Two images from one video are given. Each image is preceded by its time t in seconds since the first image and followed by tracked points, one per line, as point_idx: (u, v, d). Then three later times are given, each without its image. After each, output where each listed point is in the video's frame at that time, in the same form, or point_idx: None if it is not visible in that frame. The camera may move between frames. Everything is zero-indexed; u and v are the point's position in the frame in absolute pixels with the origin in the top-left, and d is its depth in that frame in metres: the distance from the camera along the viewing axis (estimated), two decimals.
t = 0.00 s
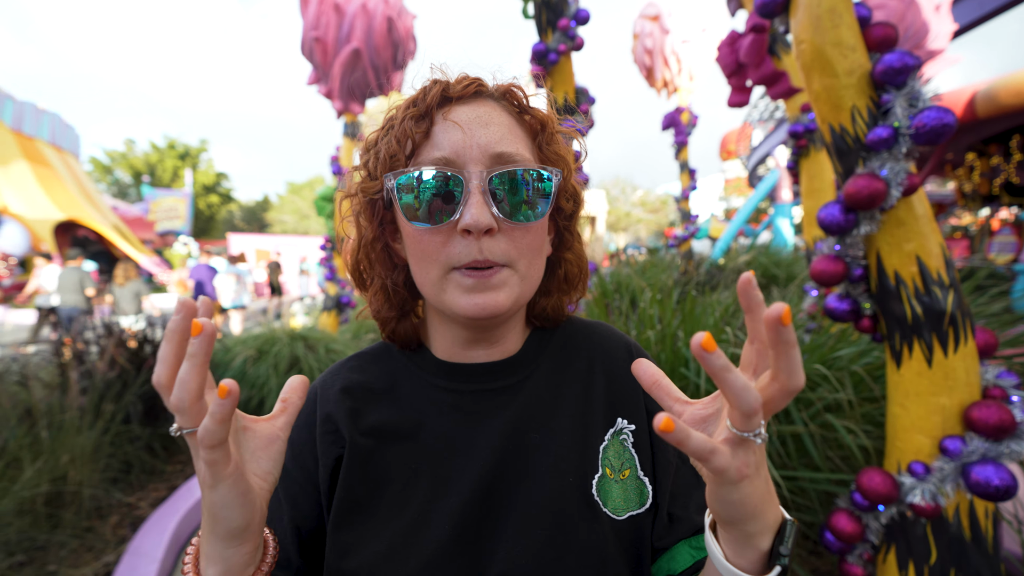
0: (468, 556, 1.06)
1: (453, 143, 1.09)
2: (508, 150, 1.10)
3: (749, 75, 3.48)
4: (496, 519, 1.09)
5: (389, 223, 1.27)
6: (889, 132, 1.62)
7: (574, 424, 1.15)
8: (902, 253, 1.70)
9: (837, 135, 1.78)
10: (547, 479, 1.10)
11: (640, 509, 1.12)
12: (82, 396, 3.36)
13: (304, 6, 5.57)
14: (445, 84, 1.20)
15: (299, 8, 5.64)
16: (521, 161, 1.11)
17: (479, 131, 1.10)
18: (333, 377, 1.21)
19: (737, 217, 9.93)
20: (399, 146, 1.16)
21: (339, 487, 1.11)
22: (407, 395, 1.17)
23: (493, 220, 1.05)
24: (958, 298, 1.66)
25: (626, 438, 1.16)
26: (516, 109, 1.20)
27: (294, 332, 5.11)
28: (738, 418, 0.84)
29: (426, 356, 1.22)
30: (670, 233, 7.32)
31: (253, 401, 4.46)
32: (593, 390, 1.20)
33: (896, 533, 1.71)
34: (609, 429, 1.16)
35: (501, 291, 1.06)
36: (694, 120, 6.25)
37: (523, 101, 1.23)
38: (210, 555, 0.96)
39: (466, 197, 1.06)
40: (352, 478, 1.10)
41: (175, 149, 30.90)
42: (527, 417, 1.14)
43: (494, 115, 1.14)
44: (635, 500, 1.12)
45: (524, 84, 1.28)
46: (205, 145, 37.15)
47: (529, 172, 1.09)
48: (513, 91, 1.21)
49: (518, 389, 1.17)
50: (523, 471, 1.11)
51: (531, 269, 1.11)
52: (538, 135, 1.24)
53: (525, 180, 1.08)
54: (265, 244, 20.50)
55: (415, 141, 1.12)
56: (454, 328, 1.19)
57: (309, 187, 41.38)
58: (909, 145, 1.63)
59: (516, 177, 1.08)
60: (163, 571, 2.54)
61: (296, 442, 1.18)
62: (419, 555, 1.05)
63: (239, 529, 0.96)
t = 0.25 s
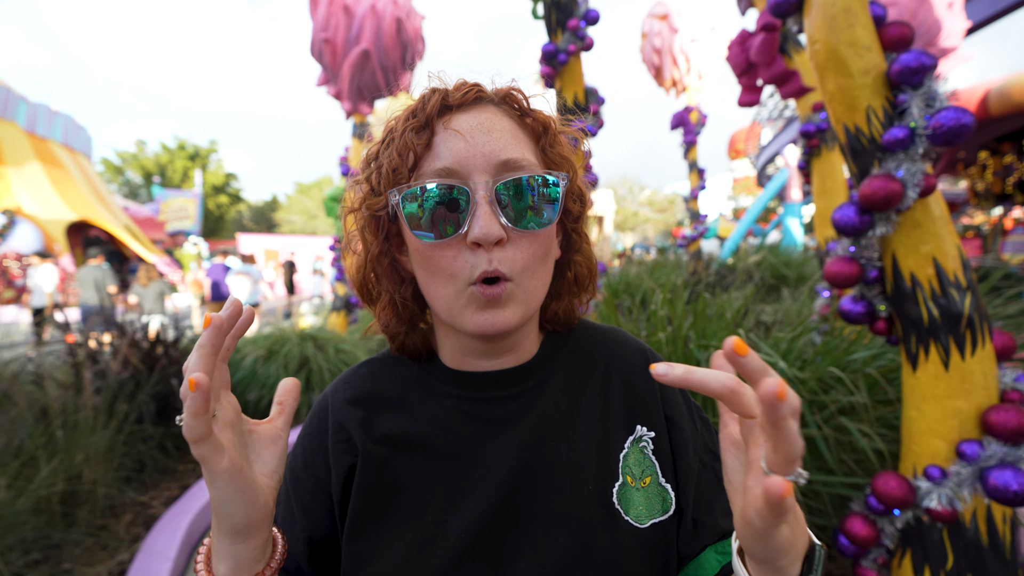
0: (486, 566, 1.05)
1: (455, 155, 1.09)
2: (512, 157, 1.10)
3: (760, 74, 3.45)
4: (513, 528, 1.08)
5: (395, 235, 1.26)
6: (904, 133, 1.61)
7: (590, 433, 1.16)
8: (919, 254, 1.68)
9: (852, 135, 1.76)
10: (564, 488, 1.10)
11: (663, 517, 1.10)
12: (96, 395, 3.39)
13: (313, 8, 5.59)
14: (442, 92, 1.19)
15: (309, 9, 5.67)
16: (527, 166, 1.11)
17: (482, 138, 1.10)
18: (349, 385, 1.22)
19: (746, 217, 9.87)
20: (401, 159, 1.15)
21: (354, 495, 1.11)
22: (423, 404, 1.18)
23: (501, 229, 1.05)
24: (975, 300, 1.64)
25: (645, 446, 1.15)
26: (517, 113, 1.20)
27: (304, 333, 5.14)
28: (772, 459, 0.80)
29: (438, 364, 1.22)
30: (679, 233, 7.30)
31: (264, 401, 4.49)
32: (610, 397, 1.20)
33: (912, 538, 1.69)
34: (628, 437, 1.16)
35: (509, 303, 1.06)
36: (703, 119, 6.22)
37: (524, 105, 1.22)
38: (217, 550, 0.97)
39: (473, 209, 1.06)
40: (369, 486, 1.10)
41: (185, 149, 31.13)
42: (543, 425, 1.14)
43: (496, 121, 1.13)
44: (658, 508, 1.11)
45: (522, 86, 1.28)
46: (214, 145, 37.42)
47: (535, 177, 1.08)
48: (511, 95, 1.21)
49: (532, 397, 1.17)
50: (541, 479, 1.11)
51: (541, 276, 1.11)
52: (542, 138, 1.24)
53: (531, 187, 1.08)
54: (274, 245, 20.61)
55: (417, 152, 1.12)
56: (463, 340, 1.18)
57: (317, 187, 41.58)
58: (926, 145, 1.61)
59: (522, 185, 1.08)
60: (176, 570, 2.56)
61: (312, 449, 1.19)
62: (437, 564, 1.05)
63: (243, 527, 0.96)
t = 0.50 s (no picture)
0: None
1: (456, 160, 1.09)
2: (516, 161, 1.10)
3: (771, 75, 3.43)
4: (536, 545, 1.08)
5: (403, 247, 1.28)
6: (924, 134, 1.59)
7: (608, 448, 1.15)
8: (938, 257, 1.66)
9: (869, 137, 1.74)
10: (583, 506, 1.10)
11: (678, 531, 1.12)
12: (109, 397, 3.41)
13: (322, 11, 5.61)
14: (445, 102, 1.21)
15: (318, 13, 5.70)
16: (532, 171, 1.10)
17: (485, 144, 1.10)
18: (358, 399, 1.19)
19: (755, 218, 9.82)
20: (406, 170, 1.17)
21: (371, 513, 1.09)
22: (437, 421, 1.15)
23: (504, 236, 1.05)
24: (996, 303, 1.62)
25: (662, 460, 1.16)
26: (522, 121, 1.21)
27: (313, 335, 5.15)
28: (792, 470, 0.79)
29: (449, 378, 1.20)
30: (687, 235, 7.27)
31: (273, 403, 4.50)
32: (628, 412, 1.19)
33: (932, 544, 1.67)
34: (643, 451, 1.16)
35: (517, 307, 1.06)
36: (711, 120, 6.19)
37: (529, 113, 1.23)
38: (267, 538, 0.87)
39: (477, 215, 1.06)
40: (386, 506, 1.08)
41: (194, 152, 31.36)
42: (561, 442, 1.14)
43: (499, 128, 1.14)
44: (674, 523, 1.12)
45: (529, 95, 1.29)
46: (222, 148, 37.66)
47: (544, 187, 1.10)
48: (515, 103, 1.22)
49: (548, 413, 1.16)
50: (562, 497, 1.11)
51: (548, 282, 1.11)
52: (548, 145, 1.24)
53: (541, 198, 1.08)
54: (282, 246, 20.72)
55: (420, 161, 1.12)
56: (471, 351, 1.16)
57: (324, 189, 41.75)
58: (946, 147, 1.60)
59: (528, 193, 1.08)
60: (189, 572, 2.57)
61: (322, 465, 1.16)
62: None
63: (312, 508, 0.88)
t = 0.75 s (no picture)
0: None
1: (484, 157, 1.07)
2: (544, 164, 1.07)
3: (778, 77, 3.42)
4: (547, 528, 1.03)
5: (418, 236, 1.25)
6: (939, 137, 1.58)
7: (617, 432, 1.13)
8: (953, 261, 1.65)
9: (883, 139, 1.73)
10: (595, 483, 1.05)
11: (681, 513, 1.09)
12: (115, 399, 3.40)
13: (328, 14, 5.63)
14: (476, 96, 1.17)
15: (324, 16, 5.71)
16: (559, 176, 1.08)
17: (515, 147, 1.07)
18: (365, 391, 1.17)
19: (759, 221, 9.81)
20: (430, 165, 1.13)
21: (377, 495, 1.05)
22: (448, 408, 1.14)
23: (528, 246, 1.04)
24: (1011, 308, 1.61)
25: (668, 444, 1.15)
26: (552, 123, 1.19)
27: (318, 337, 5.16)
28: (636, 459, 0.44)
29: (456, 363, 1.19)
30: (692, 238, 7.27)
31: (278, 405, 4.49)
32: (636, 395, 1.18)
33: (946, 551, 1.65)
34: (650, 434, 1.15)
35: (536, 309, 1.06)
36: (716, 122, 6.19)
37: (560, 115, 1.21)
38: None
39: (502, 224, 1.03)
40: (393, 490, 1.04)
41: (198, 154, 31.46)
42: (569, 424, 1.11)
43: (531, 131, 1.11)
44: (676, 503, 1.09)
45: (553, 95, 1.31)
46: (226, 150, 37.78)
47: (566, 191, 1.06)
48: (547, 105, 1.19)
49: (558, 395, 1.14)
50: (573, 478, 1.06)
51: (568, 288, 1.11)
52: (575, 149, 1.22)
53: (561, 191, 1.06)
54: (285, 249, 20.76)
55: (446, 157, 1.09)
56: (482, 345, 1.15)
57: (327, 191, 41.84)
58: (962, 150, 1.58)
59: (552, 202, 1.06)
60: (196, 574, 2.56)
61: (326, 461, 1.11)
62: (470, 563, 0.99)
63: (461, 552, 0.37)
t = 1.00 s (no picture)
0: None
1: (513, 152, 1.09)
2: (580, 154, 1.09)
3: (770, 82, 3.45)
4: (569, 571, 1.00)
5: (450, 251, 1.26)
6: (931, 142, 1.61)
7: (650, 466, 1.10)
8: (945, 264, 1.68)
9: (876, 144, 1.77)
10: (622, 529, 1.03)
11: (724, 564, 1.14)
12: (104, 403, 3.35)
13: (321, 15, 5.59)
14: (503, 97, 1.20)
15: (316, 17, 5.69)
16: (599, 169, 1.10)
17: (549, 137, 1.09)
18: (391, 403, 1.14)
19: (747, 224, 9.92)
20: (458, 167, 1.14)
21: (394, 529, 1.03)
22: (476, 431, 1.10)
23: (566, 242, 1.03)
24: (1002, 310, 1.64)
25: (707, 485, 1.14)
26: (587, 117, 1.22)
27: (309, 339, 5.12)
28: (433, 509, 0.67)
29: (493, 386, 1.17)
30: (681, 240, 7.33)
31: (269, 408, 4.45)
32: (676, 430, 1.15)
33: (939, 550, 1.68)
34: (690, 473, 1.13)
35: (585, 319, 1.06)
36: (707, 126, 6.24)
37: (595, 110, 1.24)
38: None
39: (537, 219, 1.03)
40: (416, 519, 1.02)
41: (185, 155, 31.11)
42: (601, 456, 1.08)
43: (564, 124, 1.14)
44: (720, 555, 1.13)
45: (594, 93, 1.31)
46: (213, 151, 37.39)
47: (612, 189, 1.08)
48: (581, 100, 1.22)
49: (590, 425, 1.11)
50: (602, 516, 1.03)
51: (614, 295, 1.10)
52: (614, 144, 1.25)
53: (610, 201, 1.07)
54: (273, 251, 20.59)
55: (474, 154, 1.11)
56: (520, 360, 1.14)
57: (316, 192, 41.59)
58: (954, 155, 1.62)
59: (596, 196, 1.06)
60: None
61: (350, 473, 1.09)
62: None
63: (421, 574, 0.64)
